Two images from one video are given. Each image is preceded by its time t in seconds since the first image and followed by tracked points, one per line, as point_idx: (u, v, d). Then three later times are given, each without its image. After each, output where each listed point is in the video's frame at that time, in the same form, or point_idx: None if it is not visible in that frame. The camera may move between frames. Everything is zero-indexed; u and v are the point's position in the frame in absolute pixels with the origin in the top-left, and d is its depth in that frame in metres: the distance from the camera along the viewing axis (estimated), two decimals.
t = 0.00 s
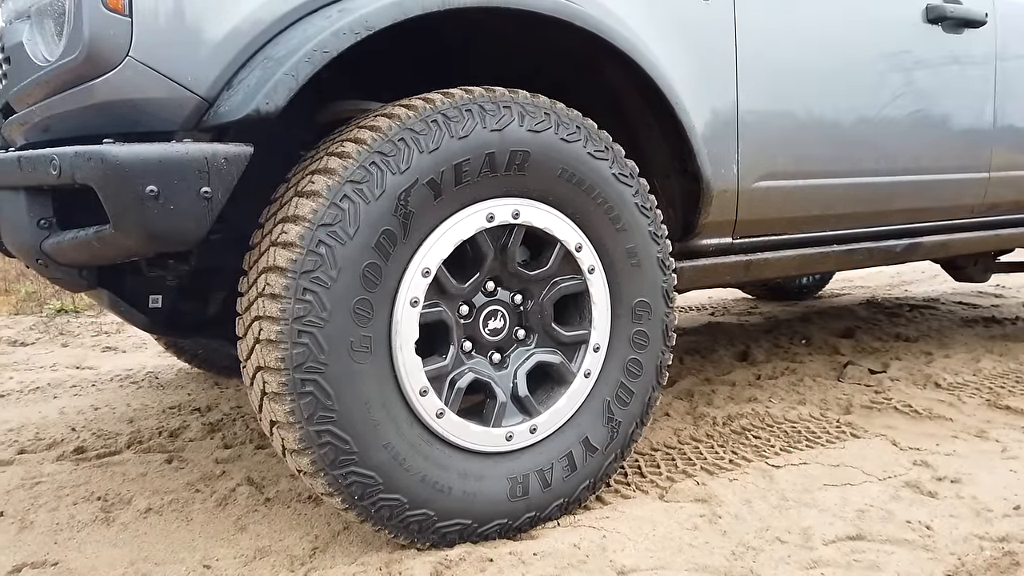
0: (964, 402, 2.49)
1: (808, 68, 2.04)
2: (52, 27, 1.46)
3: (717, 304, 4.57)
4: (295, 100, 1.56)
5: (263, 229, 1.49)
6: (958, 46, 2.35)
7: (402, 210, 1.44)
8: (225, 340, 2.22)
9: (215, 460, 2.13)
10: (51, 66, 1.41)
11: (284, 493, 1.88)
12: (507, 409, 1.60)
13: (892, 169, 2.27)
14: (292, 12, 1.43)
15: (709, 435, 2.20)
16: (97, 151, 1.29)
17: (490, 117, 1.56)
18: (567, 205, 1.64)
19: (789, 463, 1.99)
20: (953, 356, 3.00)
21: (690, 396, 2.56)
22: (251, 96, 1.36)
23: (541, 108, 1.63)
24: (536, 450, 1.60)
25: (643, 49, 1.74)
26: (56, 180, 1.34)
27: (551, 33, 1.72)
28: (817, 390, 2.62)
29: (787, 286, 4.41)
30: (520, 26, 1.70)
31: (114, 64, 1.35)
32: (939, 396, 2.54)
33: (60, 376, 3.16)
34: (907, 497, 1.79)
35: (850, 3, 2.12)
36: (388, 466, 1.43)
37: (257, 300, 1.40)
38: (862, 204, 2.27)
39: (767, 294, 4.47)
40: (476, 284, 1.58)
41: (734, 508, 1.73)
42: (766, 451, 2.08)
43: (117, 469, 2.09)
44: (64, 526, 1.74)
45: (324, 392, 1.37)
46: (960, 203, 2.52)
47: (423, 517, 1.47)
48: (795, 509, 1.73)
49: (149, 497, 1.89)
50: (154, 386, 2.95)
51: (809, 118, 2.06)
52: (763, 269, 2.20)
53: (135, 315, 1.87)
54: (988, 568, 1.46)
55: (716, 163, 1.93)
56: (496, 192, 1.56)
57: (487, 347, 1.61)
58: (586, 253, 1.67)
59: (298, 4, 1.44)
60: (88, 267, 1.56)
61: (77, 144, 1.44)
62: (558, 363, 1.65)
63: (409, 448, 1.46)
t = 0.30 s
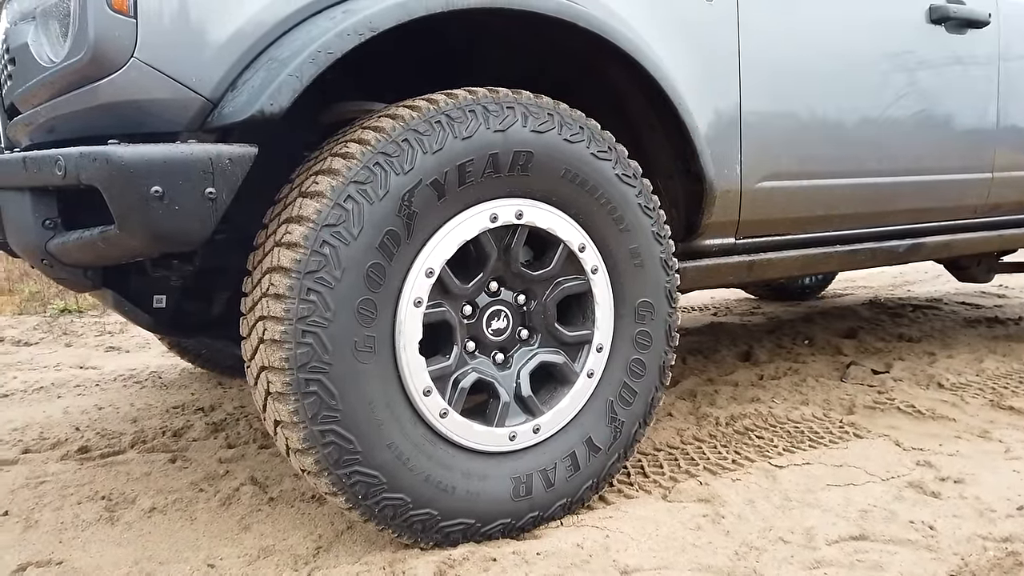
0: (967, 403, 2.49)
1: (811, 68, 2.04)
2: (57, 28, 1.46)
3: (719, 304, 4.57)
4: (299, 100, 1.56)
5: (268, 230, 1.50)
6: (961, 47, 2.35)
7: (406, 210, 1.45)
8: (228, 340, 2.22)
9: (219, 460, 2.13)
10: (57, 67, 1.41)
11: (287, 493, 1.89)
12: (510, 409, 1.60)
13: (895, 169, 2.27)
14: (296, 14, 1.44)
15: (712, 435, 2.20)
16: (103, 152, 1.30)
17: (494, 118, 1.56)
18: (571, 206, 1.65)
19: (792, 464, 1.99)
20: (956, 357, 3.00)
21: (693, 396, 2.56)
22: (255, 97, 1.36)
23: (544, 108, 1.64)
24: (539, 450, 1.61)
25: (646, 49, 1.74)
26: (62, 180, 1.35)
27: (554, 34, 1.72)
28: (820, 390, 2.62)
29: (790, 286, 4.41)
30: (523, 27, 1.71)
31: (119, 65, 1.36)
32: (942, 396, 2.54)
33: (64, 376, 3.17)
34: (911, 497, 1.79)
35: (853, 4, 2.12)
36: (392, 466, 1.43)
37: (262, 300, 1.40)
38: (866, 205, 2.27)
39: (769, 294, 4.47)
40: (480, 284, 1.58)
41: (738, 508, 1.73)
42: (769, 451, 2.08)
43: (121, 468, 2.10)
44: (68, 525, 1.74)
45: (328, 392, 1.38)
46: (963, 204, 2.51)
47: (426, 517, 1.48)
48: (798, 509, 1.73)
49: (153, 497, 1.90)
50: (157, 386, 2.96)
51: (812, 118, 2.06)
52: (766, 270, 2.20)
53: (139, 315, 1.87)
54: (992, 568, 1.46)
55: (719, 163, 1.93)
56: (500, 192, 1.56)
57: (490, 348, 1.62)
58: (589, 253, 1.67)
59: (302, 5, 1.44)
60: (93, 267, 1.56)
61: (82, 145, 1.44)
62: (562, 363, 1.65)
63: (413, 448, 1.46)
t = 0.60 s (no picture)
0: (970, 404, 2.48)
1: (813, 70, 2.04)
2: (62, 31, 1.47)
3: (722, 305, 4.57)
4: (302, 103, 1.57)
5: (271, 232, 1.50)
6: (964, 48, 2.35)
7: (408, 212, 1.45)
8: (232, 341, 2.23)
9: (223, 460, 2.14)
10: (62, 70, 1.42)
11: (291, 493, 1.90)
12: (513, 410, 1.61)
13: (898, 170, 2.27)
14: (299, 17, 1.44)
15: (714, 436, 2.20)
16: (108, 154, 1.30)
17: (496, 120, 1.57)
18: (573, 207, 1.65)
19: (794, 465, 1.99)
20: (959, 358, 3.00)
21: (696, 397, 2.56)
22: (259, 100, 1.37)
23: (547, 110, 1.64)
24: (542, 451, 1.61)
25: (649, 51, 1.75)
26: (67, 182, 1.35)
27: (556, 36, 1.72)
28: (823, 391, 2.62)
29: (792, 287, 4.41)
30: (525, 29, 1.71)
31: (124, 68, 1.37)
32: (945, 398, 2.54)
33: (68, 376, 3.18)
34: (913, 498, 1.79)
35: (856, 5, 2.12)
36: (394, 467, 1.44)
37: (265, 302, 1.41)
38: (869, 206, 2.27)
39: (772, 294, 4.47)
40: (482, 286, 1.59)
41: (740, 509, 1.73)
42: (771, 453, 2.08)
43: (125, 469, 2.10)
44: (73, 525, 1.75)
45: (331, 394, 1.38)
46: (967, 205, 2.51)
47: (429, 518, 1.48)
48: (800, 511, 1.73)
49: (157, 497, 1.91)
50: (161, 386, 2.97)
51: (814, 119, 2.06)
52: (768, 271, 2.21)
53: (143, 317, 1.88)
54: (994, 570, 1.46)
55: (721, 165, 1.94)
56: (502, 194, 1.57)
57: (493, 349, 1.62)
58: (591, 255, 1.67)
59: (306, 8, 1.45)
60: (97, 269, 1.57)
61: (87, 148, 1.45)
62: (564, 365, 1.66)
63: (416, 450, 1.47)
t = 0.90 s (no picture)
0: (974, 404, 2.48)
1: (818, 70, 2.05)
2: (70, 33, 1.48)
3: (725, 305, 4.58)
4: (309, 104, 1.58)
5: (278, 232, 1.51)
6: (968, 48, 2.35)
7: (415, 212, 1.46)
8: (237, 340, 2.24)
9: (228, 460, 2.15)
10: (71, 71, 1.43)
11: (296, 492, 1.90)
12: (518, 409, 1.62)
13: (903, 170, 2.27)
14: (306, 18, 1.45)
15: (718, 436, 2.21)
16: (117, 155, 1.31)
17: (502, 121, 1.57)
18: (578, 208, 1.66)
19: (798, 465, 2.00)
20: (963, 358, 3.00)
21: (699, 397, 2.56)
22: (267, 100, 1.37)
23: (552, 111, 1.65)
24: (547, 451, 1.62)
25: (654, 52, 1.75)
26: (75, 182, 1.36)
27: (561, 36, 1.73)
28: (827, 391, 2.62)
29: (796, 287, 4.41)
30: (531, 30, 1.72)
31: (133, 69, 1.38)
32: (949, 398, 2.54)
33: (73, 376, 3.19)
34: (917, 498, 1.79)
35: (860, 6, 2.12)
36: (401, 466, 1.45)
37: (273, 302, 1.42)
38: (873, 206, 2.27)
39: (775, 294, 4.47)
40: (488, 286, 1.59)
41: (744, 509, 1.73)
42: (775, 452, 2.09)
43: (131, 468, 2.11)
44: (81, 524, 1.76)
45: (338, 393, 1.39)
46: (971, 205, 2.51)
47: (435, 517, 1.49)
48: (805, 510, 1.73)
49: (163, 496, 1.92)
50: (166, 386, 2.98)
51: (819, 119, 2.07)
52: (773, 271, 2.21)
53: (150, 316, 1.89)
54: (999, 569, 1.47)
55: (726, 165, 1.94)
56: (508, 195, 1.57)
57: (498, 349, 1.63)
58: (597, 255, 1.68)
59: (313, 9, 1.45)
60: (105, 268, 1.58)
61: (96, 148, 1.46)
62: (569, 364, 1.66)
63: (422, 449, 1.47)
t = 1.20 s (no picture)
0: (977, 404, 2.48)
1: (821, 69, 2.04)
2: (75, 32, 1.48)
3: (727, 305, 4.57)
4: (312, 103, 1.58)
5: (282, 231, 1.51)
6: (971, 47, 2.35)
7: (417, 211, 1.46)
8: (240, 339, 2.24)
9: (231, 458, 2.16)
10: (75, 70, 1.43)
11: (299, 491, 1.91)
12: (521, 408, 1.62)
13: (906, 169, 2.27)
14: (310, 17, 1.45)
15: (721, 435, 2.21)
16: (120, 154, 1.32)
17: (505, 119, 1.57)
18: (581, 206, 1.66)
19: (801, 464, 2.00)
20: (966, 357, 2.99)
21: (702, 397, 2.56)
22: (270, 99, 1.37)
23: (555, 110, 1.65)
24: (549, 450, 1.62)
25: (657, 51, 1.75)
26: (79, 181, 1.36)
27: (563, 35, 1.73)
28: (829, 391, 2.62)
29: (798, 287, 4.41)
30: (533, 29, 1.72)
31: (137, 68, 1.38)
32: (952, 398, 2.53)
33: (77, 375, 3.20)
34: (920, 498, 1.79)
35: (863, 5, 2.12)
36: (403, 464, 1.45)
37: (276, 300, 1.42)
38: (876, 205, 2.27)
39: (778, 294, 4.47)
40: (491, 285, 1.59)
41: (747, 508, 1.73)
42: (778, 451, 2.09)
43: (134, 467, 2.12)
44: (84, 522, 1.77)
45: (340, 391, 1.39)
46: (974, 204, 2.51)
47: (437, 515, 1.49)
48: (807, 509, 1.73)
49: (166, 494, 1.92)
50: (169, 385, 2.98)
51: (821, 118, 2.06)
52: (776, 270, 2.21)
53: (153, 315, 1.89)
54: (1002, 569, 1.46)
55: (729, 164, 1.94)
56: (510, 193, 1.57)
57: (501, 347, 1.63)
58: (599, 254, 1.68)
59: (316, 8, 1.46)
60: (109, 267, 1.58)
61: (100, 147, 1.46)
62: (571, 363, 1.67)
63: (424, 447, 1.47)
